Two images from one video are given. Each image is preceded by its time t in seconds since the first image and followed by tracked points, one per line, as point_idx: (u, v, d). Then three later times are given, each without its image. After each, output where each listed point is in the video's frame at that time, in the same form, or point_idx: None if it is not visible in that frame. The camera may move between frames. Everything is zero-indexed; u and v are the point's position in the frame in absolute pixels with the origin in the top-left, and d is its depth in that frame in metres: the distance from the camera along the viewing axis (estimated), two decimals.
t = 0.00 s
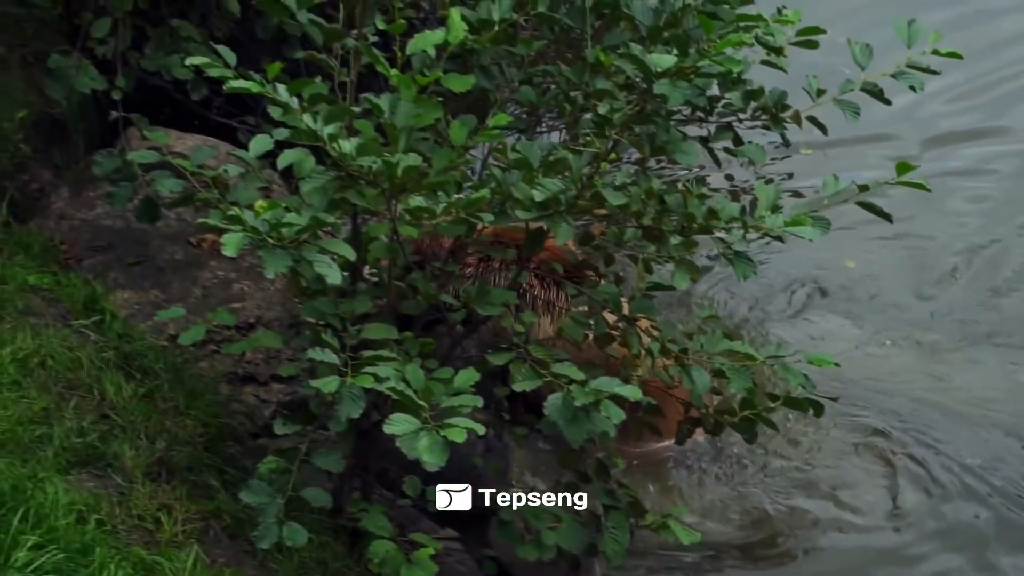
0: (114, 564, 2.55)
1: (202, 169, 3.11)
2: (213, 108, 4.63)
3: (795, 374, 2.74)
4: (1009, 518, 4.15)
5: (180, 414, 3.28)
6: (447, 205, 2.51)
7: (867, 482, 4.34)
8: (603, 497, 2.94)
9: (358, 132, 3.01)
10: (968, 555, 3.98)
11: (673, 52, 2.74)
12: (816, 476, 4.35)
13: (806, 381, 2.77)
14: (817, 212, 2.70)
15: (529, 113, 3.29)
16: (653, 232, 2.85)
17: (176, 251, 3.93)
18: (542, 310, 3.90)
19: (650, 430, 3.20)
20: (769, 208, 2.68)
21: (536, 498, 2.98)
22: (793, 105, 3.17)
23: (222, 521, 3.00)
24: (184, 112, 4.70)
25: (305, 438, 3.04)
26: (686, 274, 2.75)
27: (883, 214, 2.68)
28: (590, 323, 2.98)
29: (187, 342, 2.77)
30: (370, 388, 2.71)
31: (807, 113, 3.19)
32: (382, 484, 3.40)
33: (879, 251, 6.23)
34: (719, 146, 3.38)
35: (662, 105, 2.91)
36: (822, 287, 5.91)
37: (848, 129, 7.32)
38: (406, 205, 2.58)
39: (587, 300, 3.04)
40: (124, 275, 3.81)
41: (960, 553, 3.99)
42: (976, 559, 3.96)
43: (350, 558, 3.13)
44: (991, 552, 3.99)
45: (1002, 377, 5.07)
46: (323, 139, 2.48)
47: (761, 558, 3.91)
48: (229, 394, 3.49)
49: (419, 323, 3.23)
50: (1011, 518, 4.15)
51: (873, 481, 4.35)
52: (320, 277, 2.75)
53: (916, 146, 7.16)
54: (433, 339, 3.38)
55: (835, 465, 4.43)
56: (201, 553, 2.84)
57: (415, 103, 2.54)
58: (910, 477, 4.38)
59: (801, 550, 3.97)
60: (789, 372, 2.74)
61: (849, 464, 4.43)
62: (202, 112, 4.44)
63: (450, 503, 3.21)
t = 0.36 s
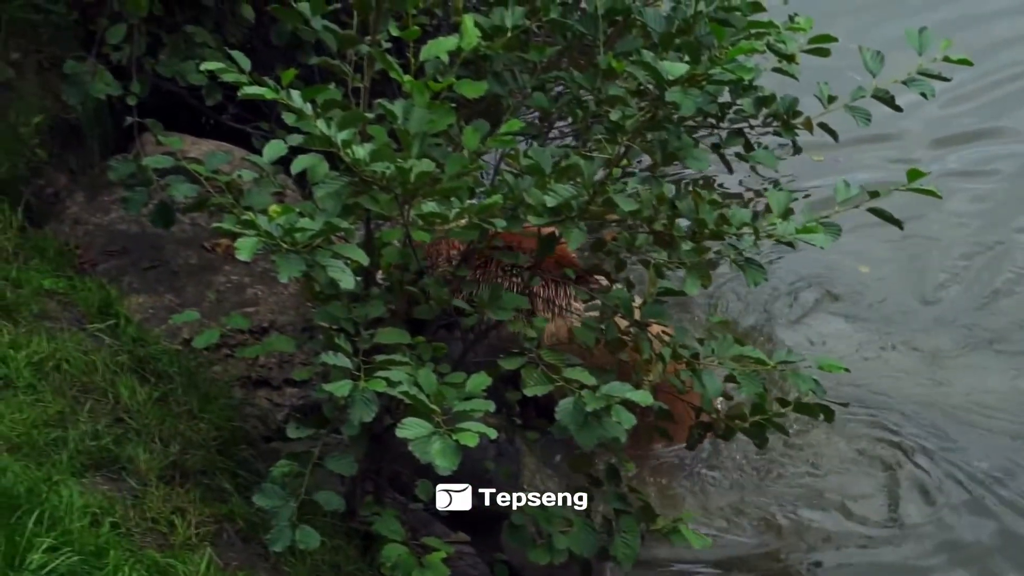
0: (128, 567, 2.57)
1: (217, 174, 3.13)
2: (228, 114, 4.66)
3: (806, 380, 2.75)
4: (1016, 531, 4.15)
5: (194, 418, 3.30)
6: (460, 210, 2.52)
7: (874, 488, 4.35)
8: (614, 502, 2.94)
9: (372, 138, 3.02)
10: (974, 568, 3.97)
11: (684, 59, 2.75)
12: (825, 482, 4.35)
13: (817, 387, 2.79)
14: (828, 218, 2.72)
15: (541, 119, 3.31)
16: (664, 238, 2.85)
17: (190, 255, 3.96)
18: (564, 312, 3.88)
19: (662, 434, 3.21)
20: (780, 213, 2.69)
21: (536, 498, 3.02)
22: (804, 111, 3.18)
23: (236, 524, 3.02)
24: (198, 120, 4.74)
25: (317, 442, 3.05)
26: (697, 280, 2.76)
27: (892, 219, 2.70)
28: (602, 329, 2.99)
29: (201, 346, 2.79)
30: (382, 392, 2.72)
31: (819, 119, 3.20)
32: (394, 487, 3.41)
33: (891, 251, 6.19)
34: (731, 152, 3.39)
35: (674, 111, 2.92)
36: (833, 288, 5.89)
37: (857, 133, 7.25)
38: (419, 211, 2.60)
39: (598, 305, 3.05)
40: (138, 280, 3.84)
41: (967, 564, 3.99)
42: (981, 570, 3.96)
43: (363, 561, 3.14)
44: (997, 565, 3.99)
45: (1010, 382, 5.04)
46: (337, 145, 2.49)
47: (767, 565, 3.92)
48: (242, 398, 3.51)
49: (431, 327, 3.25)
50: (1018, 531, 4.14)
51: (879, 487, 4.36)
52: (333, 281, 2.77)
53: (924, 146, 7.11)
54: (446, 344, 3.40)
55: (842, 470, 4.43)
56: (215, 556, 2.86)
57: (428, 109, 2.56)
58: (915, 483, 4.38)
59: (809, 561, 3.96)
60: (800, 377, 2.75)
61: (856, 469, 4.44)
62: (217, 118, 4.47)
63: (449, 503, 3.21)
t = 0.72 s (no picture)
0: (141, 569, 2.59)
1: (230, 179, 3.15)
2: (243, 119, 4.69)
3: (816, 385, 2.75)
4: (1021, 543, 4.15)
5: (207, 421, 3.33)
6: (473, 215, 2.53)
7: (883, 493, 4.35)
8: (625, 506, 2.95)
9: (384, 143, 3.04)
10: None
11: (696, 65, 2.76)
12: (835, 488, 4.35)
13: (827, 392, 2.79)
14: (839, 223, 2.72)
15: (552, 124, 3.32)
16: (675, 243, 2.88)
17: (203, 259, 3.98)
18: (570, 307, 3.82)
19: (673, 438, 3.21)
20: (792, 219, 2.69)
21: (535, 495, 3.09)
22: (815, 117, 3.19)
23: (248, 527, 3.04)
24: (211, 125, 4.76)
25: (330, 446, 3.07)
26: (709, 285, 2.77)
27: (904, 226, 2.70)
28: (614, 333, 3.00)
29: (215, 349, 2.81)
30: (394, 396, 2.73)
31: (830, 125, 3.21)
32: (407, 491, 3.41)
33: (903, 251, 6.16)
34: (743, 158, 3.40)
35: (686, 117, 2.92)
36: (844, 292, 5.88)
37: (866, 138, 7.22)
38: (431, 215, 2.61)
39: (609, 310, 3.06)
40: (152, 284, 3.86)
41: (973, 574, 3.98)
42: None
43: (374, 564, 3.15)
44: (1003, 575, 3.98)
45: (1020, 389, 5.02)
46: (350, 150, 2.51)
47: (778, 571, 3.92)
48: (255, 401, 3.53)
49: (443, 332, 3.26)
50: None
51: (888, 492, 4.36)
52: (346, 285, 2.78)
53: (932, 150, 7.09)
54: (458, 349, 3.41)
55: (851, 473, 4.43)
56: (228, 558, 2.87)
57: (441, 114, 2.57)
58: (923, 491, 4.38)
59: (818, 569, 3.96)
60: (811, 383, 2.75)
61: (864, 472, 4.45)
62: (230, 123, 4.50)
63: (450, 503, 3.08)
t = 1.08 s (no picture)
0: (153, 570, 2.60)
1: (243, 182, 3.16)
2: (255, 122, 4.71)
3: (827, 390, 2.75)
4: None
5: (219, 424, 3.34)
6: (484, 219, 2.54)
7: (893, 498, 4.34)
8: (636, 509, 2.95)
9: (397, 147, 3.05)
10: None
11: (708, 70, 2.77)
12: (846, 492, 4.34)
13: (838, 397, 2.79)
14: (850, 229, 2.72)
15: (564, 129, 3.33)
16: (686, 247, 2.88)
17: (216, 262, 3.99)
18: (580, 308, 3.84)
19: (683, 442, 3.22)
20: (803, 224, 2.70)
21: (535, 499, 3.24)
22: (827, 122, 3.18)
23: (260, 529, 3.05)
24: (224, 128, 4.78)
25: (341, 448, 3.07)
26: (720, 290, 2.78)
27: (916, 232, 2.69)
28: (625, 337, 3.00)
29: (227, 351, 2.82)
30: (405, 399, 2.74)
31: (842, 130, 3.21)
32: (418, 494, 3.42)
33: (915, 256, 6.14)
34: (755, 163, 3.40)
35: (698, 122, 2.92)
36: (856, 296, 5.87)
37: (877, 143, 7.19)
38: (443, 219, 2.62)
39: (620, 314, 3.06)
40: (165, 286, 3.88)
41: None
42: None
43: (386, 566, 3.16)
44: None
45: None
46: (363, 154, 2.52)
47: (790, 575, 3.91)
48: (267, 404, 3.54)
49: (454, 335, 3.27)
50: None
51: (899, 497, 4.35)
52: (358, 288, 2.79)
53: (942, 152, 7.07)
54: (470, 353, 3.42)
55: (861, 478, 4.42)
56: (240, 561, 2.89)
57: (453, 118, 2.58)
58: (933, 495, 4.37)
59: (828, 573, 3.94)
60: (821, 387, 2.75)
61: (874, 476, 4.44)
62: (243, 126, 4.51)
63: (450, 503, 3.18)
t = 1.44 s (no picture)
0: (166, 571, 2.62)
1: (257, 186, 3.17)
2: (269, 126, 4.75)
3: (838, 395, 2.76)
4: None
5: (232, 426, 3.37)
6: (496, 223, 2.55)
7: (905, 504, 4.33)
8: (647, 512, 2.95)
9: (410, 151, 3.07)
10: None
11: (719, 75, 2.78)
12: (857, 497, 4.33)
13: (848, 402, 2.80)
14: (861, 235, 2.72)
15: (576, 134, 3.35)
16: (697, 251, 2.89)
17: (230, 265, 4.01)
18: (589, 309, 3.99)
19: (694, 445, 3.23)
20: (814, 231, 2.68)
21: (536, 499, 3.28)
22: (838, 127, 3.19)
23: (273, 531, 3.07)
24: (236, 129, 4.81)
25: (353, 451, 3.09)
26: (731, 294, 2.79)
27: (926, 238, 2.69)
28: (636, 341, 3.01)
29: (241, 353, 2.84)
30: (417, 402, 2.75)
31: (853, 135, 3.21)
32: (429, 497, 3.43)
33: (928, 262, 6.13)
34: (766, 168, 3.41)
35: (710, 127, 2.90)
36: (868, 301, 5.86)
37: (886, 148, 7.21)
38: (454, 223, 2.63)
39: (631, 318, 3.08)
40: (179, 289, 3.91)
41: None
42: None
43: (397, 568, 3.16)
44: None
45: None
46: (376, 158, 2.53)
47: None
48: (280, 407, 3.57)
49: (466, 339, 3.28)
50: None
51: (911, 502, 4.34)
52: (370, 291, 2.81)
53: (949, 155, 7.10)
54: (482, 356, 3.44)
55: (873, 481, 4.42)
56: (252, 562, 2.90)
57: (466, 122, 2.59)
58: (945, 501, 4.36)
59: None
60: (831, 393, 2.76)
61: (885, 480, 4.44)
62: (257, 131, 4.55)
63: (450, 503, 3.22)
